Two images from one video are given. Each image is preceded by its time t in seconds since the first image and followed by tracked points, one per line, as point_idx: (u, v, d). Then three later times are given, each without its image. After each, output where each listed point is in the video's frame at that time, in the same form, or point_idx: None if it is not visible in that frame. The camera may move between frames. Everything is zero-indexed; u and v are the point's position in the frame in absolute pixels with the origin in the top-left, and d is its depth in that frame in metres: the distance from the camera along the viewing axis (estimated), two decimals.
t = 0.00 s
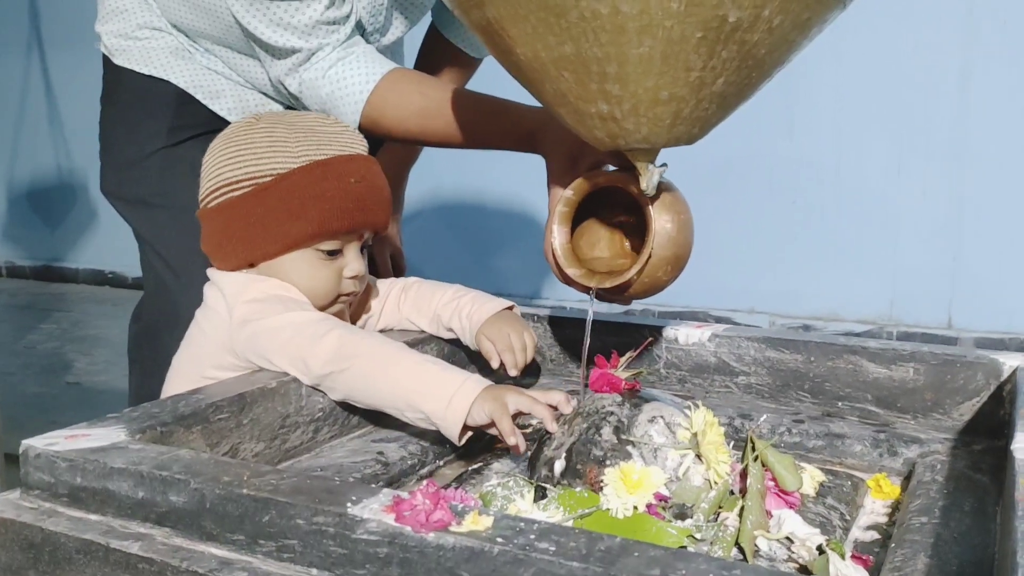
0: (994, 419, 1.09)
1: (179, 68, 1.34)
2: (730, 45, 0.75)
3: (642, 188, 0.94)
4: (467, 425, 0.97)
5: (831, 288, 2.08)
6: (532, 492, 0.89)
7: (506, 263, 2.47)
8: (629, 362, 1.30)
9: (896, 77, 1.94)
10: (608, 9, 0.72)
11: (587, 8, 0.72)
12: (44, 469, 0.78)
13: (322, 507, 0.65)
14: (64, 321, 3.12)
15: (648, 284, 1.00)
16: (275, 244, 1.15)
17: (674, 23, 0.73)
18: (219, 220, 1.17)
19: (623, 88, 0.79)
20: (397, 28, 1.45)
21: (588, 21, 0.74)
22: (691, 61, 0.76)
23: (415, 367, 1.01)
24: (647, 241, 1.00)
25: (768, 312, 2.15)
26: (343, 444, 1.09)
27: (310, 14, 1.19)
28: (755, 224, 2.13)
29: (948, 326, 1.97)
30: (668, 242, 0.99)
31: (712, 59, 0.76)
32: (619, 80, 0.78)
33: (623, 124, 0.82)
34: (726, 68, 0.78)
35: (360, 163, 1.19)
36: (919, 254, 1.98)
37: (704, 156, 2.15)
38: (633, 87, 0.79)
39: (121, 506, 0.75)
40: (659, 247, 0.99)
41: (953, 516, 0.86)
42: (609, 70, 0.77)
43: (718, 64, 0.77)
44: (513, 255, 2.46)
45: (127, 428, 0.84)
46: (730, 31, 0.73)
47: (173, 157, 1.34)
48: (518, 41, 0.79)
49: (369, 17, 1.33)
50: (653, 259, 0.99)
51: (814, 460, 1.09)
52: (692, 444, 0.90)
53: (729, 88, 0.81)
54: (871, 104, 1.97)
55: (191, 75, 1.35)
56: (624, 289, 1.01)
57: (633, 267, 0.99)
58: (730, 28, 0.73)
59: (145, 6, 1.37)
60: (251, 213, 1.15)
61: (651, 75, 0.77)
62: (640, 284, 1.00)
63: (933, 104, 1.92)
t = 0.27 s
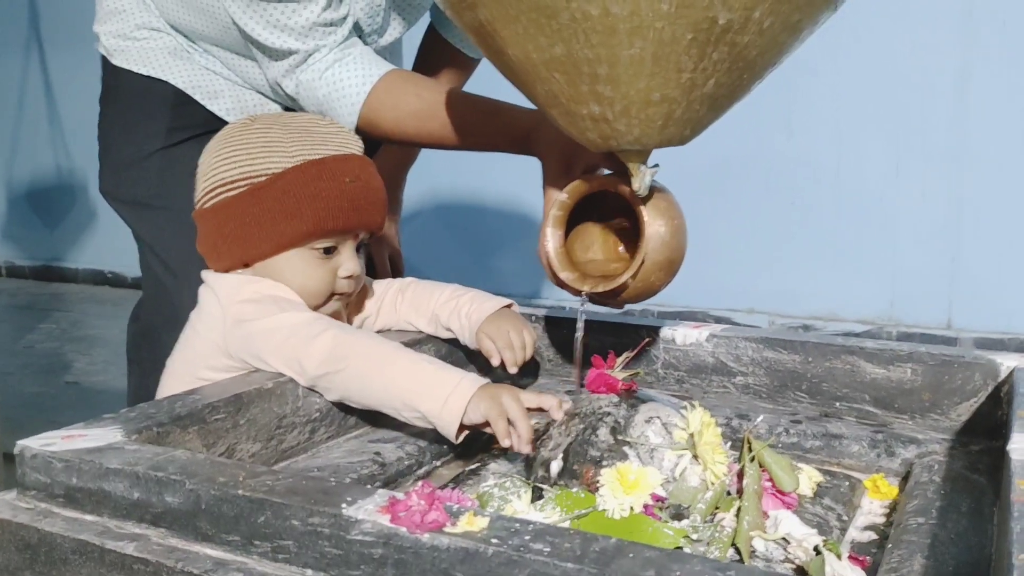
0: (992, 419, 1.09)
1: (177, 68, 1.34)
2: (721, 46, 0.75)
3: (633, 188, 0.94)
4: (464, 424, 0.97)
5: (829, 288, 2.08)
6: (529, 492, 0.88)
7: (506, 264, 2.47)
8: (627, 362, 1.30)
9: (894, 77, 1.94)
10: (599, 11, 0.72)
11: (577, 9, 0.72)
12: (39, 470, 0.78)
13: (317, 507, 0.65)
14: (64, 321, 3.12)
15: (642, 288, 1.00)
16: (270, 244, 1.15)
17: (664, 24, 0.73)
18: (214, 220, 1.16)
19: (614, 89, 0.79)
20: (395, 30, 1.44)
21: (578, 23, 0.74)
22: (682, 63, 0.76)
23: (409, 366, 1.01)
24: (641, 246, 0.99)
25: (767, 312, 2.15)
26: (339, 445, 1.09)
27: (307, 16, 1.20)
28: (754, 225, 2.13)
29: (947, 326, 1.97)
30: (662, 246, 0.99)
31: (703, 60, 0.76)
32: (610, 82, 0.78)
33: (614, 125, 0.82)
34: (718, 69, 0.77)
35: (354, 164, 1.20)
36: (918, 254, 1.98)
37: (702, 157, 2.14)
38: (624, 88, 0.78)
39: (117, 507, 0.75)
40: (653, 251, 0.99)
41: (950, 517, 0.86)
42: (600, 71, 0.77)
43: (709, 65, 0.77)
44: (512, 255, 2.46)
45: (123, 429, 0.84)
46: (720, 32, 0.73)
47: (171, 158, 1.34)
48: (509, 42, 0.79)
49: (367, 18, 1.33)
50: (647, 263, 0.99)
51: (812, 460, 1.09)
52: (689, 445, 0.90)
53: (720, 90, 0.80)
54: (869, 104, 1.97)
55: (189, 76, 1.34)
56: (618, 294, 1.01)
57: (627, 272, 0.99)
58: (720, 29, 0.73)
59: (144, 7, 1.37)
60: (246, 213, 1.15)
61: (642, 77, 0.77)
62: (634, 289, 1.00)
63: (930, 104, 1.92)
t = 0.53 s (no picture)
0: (996, 418, 1.09)
1: (178, 66, 1.34)
2: (718, 43, 0.75)
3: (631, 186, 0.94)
4: (478, 417, 0.97)
5: (831, 288, 2.08)
6: (532, 490, 0.88)
7: (507, 263, 2.47)
8: (629, 361, 1.29)
9: (894, 76, 1.93)
10: (595, 7, 0.72)
11: (574, 5, 0.72)
12: (40, 467, 0.78)
13: (320, 505, 0.65)
14: (64, 320, 3.11)
15: (642, 290, 1.00)
16: (268, 243, 1.14)
17: (661, 20, 0.72)
18: (213, 219, 1.16)
19: (611, 86, 0.79)
20: (395, 30, 1.44)
21: (575, 20, 0.73)
22: (679, 59, 0.75)
23: (416, 361, 1.01)
24: (640, 247, 0.99)
25: (769, 311, 2.15)
26: (341, 443, 1.09)
27: (307, 16, 1.19)
28: (755, 224, 2.12)
29: (950, 325, 1.97)
30: (661, 247, 0.99)
31: (700, 57, 0.76)
32: (607, 78, 0.78)
33: (611, 121, 0.82)
34: (715, 66, 0.77)
35: (354, 163, 1.19)
36: (920, 253, 1.98)
37: (702, 155, 2.14)
38: (621, 85, 0.78)
39: (118, 505, 0.75)
40: (652, 252, 0.99)
41: (955, 515, 0.86)
42: (597, 67, 0.77)
43: (706, 62, 0.76)
44: (514, 254, 2.45)
45: (124, 427, 0.83)
46: (717, 28, 0.73)
47: (171, 156, 1.34)
48: (506, 39, 0.79)
49: (367, 17, 1.32)
50: (647, 264, 0.99)
51: (815, 459, 1.09)
52: (692, 443, 0.90)
53: (718, 86, 0.80)
54: (869, 103, 1.97)
55: (190, 73, 1.34)
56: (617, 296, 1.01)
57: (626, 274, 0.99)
58: (718, 26, 0.73)
59: (144, 5, 1.37)
60: (244, 211, 1.14)
61: (639, 73, 0.77)
62: (633, 291, 1.00)
63: (931, 103, 1.92)
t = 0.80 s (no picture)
0: (995, 423, 1.08)
1: (173, 68, 1.33)
2: (713, 48, 0.74)
3: (627, 190, 0.93)
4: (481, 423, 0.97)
5: (830, 290, 2.07)
6: (529, 498, 0.88)
7: (505, 266, 2.47)
8: (628, 366, 1.29)
9: (892, 78, 1.93)
10: (590, 12, 0.71)
11: (568, 10, 0.71)
12: (34, 476, 0.77)
13: (315, 515, 0.64)
14: (62, 323, 3.11)
15: (634, 300, 1.00)
16: (266, 251, 1.14)
17: (656, 25, 0.72)
18: (209, 226, 1.15)
19: (605, 91, 0.78)
20: (391, 32, 1.43)
21: (569, 25, 0.73)
22: (674, 64, 0.75)
23: (418, 368, 1.01)
24: (633, 257, 0.99)
25: (767, 313, 2.14)
26: (338, 449, 1.08)
27: (302, 20, 1.18)
28: (754, 226, 2.12)
29: (948, 327, 1.97)
30: (654, 257, 0.99)
31: (695, 62, 0.75)
32: (601, 83, 0.77)
33: (606, 126, 0.82)
34: (710, 71, 0.77)
35: (351, 169, 1.19)
36: (919, 256, 1.97)
37: (699, 157, 2.14)
38: (615, 90, 0.78)
39: (113, 514, 0.74)
40: (645, 262, 0.99)
41: (955, 523, 0.85)
42: (592, 72, 0.77)
43: (701, 67, 0.76)
44: (512, 257, 2.45)
45: (119, 434, 0.83)
46: (713, 33, 0.72)
47: (167, 159, 1.33)
48: (500, 43, 0.79)
49: (363, 20, 1.32)
50: (640, 274, 0.99)
51: (814, 464, 1.08)
52: (691, 450, 0.89)
53: (713, 91, 0.80)
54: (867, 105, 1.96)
55: (185, 76, 1.33)
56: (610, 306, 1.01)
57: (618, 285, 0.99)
58: (713, 31, 0.72)
59: (138, 7, 1.36)
60: (242, 219, 1.13)
61: (634, 78, 0.76)
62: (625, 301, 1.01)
63: (928, 106, 1.91)
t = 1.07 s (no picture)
0: (994, 420, 1.07)
1: (168, 66, 1.34)
2: (713, 45, 0.74)
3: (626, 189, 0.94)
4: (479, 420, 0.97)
5: (827, 288, 2.08)
6: (529, 495, 0.88)
7: (503, 264, 2.46)
8: (626, 364, 1.29)
9: (887, 76, 1.93)
10: (589, 10, 0.71)
11: (568, 7, 0.71)
12: (34, 473, 0.77)
13: (316, 512, 0.65)
14: (59, 322, 3.10)
15: (634, 299, 1.00)
16: (264, 247, 1.14)
17: (655, 22, 0.72)
18: (206, 224, 1.15)
19: (605, 88, 0.78)
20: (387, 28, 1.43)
21: (569, 22, 0.73)
22: (673, 61, 0.75)
23: (418, 363, 1.01)
24: (633, 255, 1.00)
25: (764, 312, 2.15)
26: (338, 446, 1.08)
27: (299, 18, 1.19)
28: (750, 225, 2.12)
29: (945, 325, 1.97)
30: (653, 256, 0.99)
31: (694, 59, 0.75)
32: (600, 80, 0.77)
33: (605, 124, 0.82)
34: (709, 68, 0.77)
35: (346, 162, 1.19)
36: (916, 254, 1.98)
37: (695, 156, 2.14)
38: (615, 87, 0.78)
39: (113, 511, 0.74)
40: (644, 260, 0.99)
41: (954, 519, 0.86)
42: (591, 69, 0.77)
43: (700, 64, 0.76)
44: (510, 255, 2.45)
45: (118, 432, 0.83)
46: (712, 30, 0.73)
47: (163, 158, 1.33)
48: (499, 40, 0.79)
49: (358, 16, 1.32)
50: (640, 273, 0.99)
51: (813, 462, 1.07)
52: (690, 447, 0.90)
53: (712, 88, 0.80)
54: (863, 103, 1.97)
55: (181, 73, 1.34)
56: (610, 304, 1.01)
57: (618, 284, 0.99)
58: (712, 28, 0.73)
59: (132, 4, 1.35)
60: (239, 216, 1.14)
61: (634, 75, 0.76)
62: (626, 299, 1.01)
63: (924, 104, 1.92)
